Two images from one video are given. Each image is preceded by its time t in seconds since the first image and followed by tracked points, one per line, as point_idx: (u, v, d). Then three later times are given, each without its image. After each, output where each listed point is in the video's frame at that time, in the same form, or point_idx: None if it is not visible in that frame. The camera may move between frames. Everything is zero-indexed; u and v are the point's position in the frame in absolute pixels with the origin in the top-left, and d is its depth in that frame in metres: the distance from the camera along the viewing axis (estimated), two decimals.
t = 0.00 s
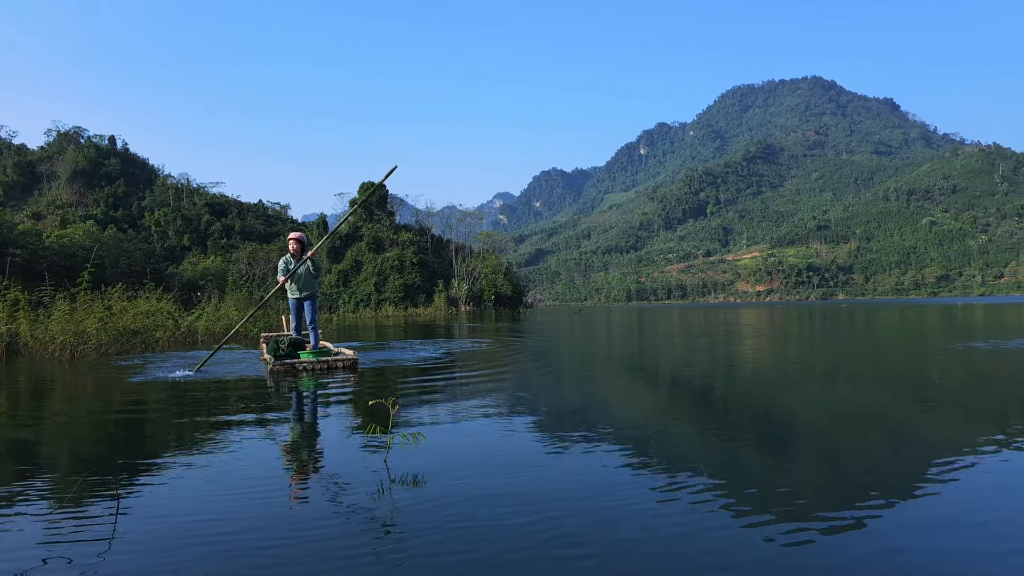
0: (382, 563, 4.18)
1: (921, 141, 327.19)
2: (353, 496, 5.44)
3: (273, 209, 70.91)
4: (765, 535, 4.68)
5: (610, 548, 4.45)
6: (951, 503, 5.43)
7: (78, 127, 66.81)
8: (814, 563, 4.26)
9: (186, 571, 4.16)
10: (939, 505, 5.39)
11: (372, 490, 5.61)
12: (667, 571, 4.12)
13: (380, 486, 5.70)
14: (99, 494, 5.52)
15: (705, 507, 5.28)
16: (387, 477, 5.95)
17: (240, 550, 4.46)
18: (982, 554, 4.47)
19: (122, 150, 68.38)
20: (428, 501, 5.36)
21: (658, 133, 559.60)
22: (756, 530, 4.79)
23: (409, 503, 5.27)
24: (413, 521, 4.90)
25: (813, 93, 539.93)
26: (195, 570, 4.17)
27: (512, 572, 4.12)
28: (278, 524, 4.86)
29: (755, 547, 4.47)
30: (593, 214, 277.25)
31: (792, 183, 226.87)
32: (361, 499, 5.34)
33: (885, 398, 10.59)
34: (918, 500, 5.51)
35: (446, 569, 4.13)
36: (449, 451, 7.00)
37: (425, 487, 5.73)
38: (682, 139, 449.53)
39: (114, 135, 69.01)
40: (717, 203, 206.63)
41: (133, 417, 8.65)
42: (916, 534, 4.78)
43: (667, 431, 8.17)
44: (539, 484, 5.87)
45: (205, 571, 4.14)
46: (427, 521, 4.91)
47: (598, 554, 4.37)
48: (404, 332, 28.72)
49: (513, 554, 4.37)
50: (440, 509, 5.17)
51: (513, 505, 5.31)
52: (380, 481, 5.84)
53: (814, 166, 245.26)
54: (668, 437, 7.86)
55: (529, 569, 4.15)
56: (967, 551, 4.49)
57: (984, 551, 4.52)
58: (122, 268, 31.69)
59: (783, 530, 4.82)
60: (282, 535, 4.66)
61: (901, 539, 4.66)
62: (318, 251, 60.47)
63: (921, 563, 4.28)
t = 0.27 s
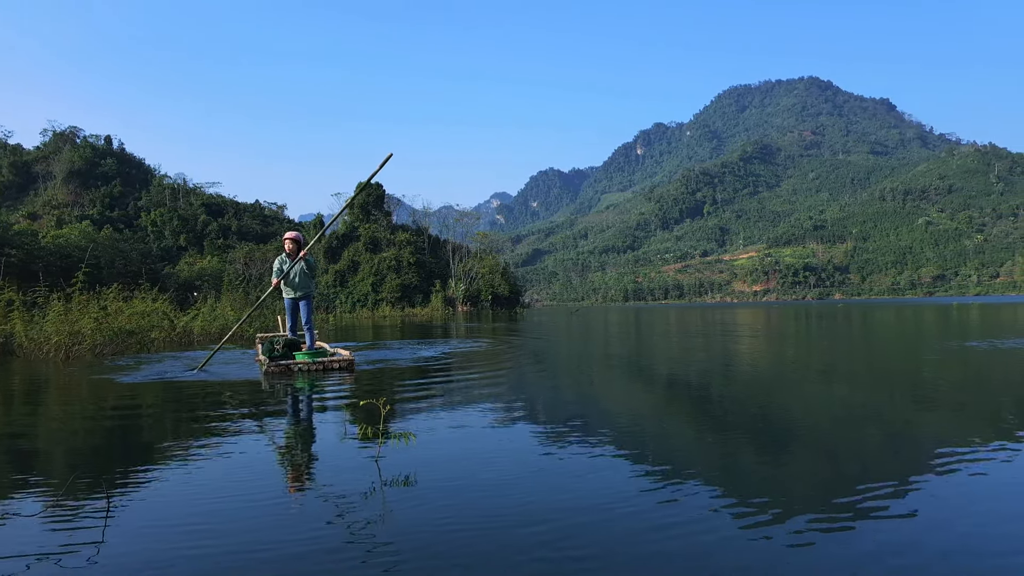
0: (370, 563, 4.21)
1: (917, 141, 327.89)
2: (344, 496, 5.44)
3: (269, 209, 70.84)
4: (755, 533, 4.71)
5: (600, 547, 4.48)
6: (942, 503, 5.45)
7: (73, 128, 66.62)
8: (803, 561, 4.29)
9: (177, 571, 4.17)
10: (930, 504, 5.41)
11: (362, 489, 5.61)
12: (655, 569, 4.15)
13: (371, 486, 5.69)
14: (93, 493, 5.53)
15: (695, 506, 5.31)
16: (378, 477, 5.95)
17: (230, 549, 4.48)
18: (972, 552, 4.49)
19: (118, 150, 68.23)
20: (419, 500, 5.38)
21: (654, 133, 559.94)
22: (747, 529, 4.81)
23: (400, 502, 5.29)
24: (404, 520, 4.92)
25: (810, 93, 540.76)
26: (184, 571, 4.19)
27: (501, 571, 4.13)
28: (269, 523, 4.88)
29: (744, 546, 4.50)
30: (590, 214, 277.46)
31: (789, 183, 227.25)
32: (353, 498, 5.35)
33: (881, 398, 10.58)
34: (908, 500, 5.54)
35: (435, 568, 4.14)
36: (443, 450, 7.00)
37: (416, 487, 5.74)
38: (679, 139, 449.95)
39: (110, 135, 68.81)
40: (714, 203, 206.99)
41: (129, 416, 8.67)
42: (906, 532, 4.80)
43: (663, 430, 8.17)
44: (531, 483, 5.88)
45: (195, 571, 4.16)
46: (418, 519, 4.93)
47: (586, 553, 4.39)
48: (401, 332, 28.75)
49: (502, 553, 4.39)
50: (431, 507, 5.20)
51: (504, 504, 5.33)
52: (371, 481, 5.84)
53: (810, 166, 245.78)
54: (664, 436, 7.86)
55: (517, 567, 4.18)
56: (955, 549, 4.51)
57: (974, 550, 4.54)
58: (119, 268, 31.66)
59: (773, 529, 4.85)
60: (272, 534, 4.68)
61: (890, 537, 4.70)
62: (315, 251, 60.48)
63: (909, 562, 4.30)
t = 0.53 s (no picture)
0: (359, 564, 4.20)
1: (913, 141, 328.60)
2: (334, 497, 5.42)
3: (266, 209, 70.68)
4: (747, 533, 4.71)
5: (591, 547, 4.48)
6: (935, 501, 5.45)
7: (69, 128, 66.41)
8: (795, 560, 4.29)
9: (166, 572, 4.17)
10: (922, 502, 5.42)
11: (351, 491, 5.58)
12: (644, 570, 4.16)
13: (360, 487, 5.67)
14: (88, 494, 5.54)
15: (686, 506, 5.31)
16: (368, 479, 5.92)
17: (222, 551, 4.49)
18: (964, 550, 4.49)
19: (114, 150, 68.08)
20: (410, 501, 5.37)
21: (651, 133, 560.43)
22: (739, 529, 4.82)
23: (390, 504, 5.28)
24: (394, 522, 4.91)
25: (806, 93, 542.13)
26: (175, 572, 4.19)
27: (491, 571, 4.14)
28: (261, 525, 4.88)
29: (735, 544, 4.51)
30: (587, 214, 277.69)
31: (786, 183, 227.68)
32: (342, 501, 5.33)
33: (877, 398, 10.59)
34: (902, 498, 5.53)
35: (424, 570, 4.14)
36: (436, 450, 7.01)
37: (407, 489, 5.72)
38: (676, 139, 450.36)
39: (106, 135, 68.65)
40: (710, 203, 207.16)
41: (125, 417, 8.66)
42: (899, 531, 4.80)
43: (660, 430, 8.17)
44: (522, 484, 5.88)
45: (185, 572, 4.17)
46: (409, 521, 4.92)
47: (577, 553, 4.40)
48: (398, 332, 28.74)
49: (492, 554, 4.39)
50: (422, 509, 5.20)
51: (495, 505, 5.32)
52: (361, 483, 5.81)
53: (807, 166, 246.14)
54: (661, 436, 7.86)
55: (506, 568, 4.17)
56: (948, 548, 4.51)
57: (967, 547, 4.54)
58: (115, 268, 31.58)
59: (765, 528, 4.86)
60: (263, 535, 4.68)
61: (883, 536, 4.69)
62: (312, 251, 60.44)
63: (900, 561, 4.30)
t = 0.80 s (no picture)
0: (348, 564, 4.20)
1: (909, 142, 329.57)
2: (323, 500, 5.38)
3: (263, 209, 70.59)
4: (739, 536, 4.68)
5: (582, 547, 4.47)
6: (930, 503, 5.43)
7: (65, 128, 66.23)
8: (785, 561, 4.29)
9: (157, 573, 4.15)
10: (916, 504, 5.41)
11: (340, 493, 5.53)
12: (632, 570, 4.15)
13: (350, 490, 5.62)
14: (80, 496, 5.51)
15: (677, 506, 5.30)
16: (358, 481, 5.88)
17: (212, 552, 4.45)
18: (958, 553, 4.48)
19: (111, 151, 67.95)
20: (401, 501, 5.36)
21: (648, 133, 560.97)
22: (734, 530, 4.79)
23: (381, 504, 5.27)
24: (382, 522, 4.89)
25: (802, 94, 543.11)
26: (165, 573, 4.19)
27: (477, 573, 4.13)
28: (250, 526, 4.87)
29: (727, 546, 4.51)
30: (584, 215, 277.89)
31: (782, 183, 228.15)
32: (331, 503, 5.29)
33: (872, 398, 10.61)
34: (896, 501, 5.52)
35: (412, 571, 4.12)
36: (430, 451, 6.99)
37: (397, 490, 5.68)
38: (673, 139, 450.94)
39: (103, 135, 68.50)
40: (707, 204, 207.45)
41: (118, 419, 8.59)
42: (892, 533, 4.79)
43: (657, 431, 8.16)
44: (515, 484, 5.87)
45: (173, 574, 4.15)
46: (400, 523, 4.89)
47: (568, 554, 4.38)
48: (395, 333, 28.72)
49: (484, 554, 4.39)
50: (412, 510, 5.18)
51: (487, 506, 5.31)
52: (350, 485, 5.77)
53: (804, 167, 246.64)
54: (658, 437, 7.84)
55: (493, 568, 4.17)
56: (943, 550, 4.50)
57: (962, 549, 4.53)
58: (111, 269, 31.49)
59: (759, 530, 4.84)
60: (253, 536, 4.68)
61: (875, 539, 4.66)
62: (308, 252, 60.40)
63: (894, 563, 4.29)
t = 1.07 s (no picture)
0: (343, 564, 4.19)
1: (905, 142, 330.51)
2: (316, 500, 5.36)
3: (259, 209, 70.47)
4: (736, 536, 4.68)
5: (577, 547, 4.47)
6: (927, 504, 5.43)
7: (60, 128, 66.00)
8: (781, 562, 4.29)
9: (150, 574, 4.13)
10: (913, 505, 5.42)
11: (333, 493, 5.50)
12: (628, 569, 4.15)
13: (343, 490, 5.59)
14: (73, 497, 5.48)
15: (672, 505, 5.31)
16: (351, 480, 5.85)
17: (204, 555, 4.42)
18: (955, 553, 4.48)
19: (107, 150, 67.76)
20: (393, 502, 5.33)
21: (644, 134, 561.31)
22: (732, 531, 4.77)
23: (373, 505, 5.23)
24: (377, 522, 4.89)
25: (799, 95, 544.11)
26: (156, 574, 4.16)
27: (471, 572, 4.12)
28: (244, 527, 4.83)
29: (723, 546, 4.49)
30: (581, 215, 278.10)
31: (779, 184, 228.68)
32: (325, 502, 5.26)
33: (868, 398, 10.66)
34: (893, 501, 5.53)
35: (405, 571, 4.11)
36: (427, 452, 6.97)
37: (391, 491, 5.65)
38: (669, 140, 451.48)
39: (99, 135, 68.31)
40: (704, 204, 207.79)
41: (113, 420, 8.56)
42: (888, 534, 4.80)
43: (655, 431, 8.17)
44: (510, 485, 5.86)
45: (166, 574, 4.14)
46: (395, 524, 4.86)
47: (562, 553, 4.39)
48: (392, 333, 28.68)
49: (477, 554, 4.38)
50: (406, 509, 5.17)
51: (481, 506, 5.30)
52: (343, 485, 5.74)
53: (800, 168, 247.19)
54: (656, 437, 7.86)
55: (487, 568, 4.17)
56: (941, 550, 4.51)
57: (958, 550, 4.54)
58: (106, 269, 31.38)
59: (757, 530, 4.84)
60: (247, 536, 4.67)
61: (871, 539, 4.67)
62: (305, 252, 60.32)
63: (889, 563, 4.30)
